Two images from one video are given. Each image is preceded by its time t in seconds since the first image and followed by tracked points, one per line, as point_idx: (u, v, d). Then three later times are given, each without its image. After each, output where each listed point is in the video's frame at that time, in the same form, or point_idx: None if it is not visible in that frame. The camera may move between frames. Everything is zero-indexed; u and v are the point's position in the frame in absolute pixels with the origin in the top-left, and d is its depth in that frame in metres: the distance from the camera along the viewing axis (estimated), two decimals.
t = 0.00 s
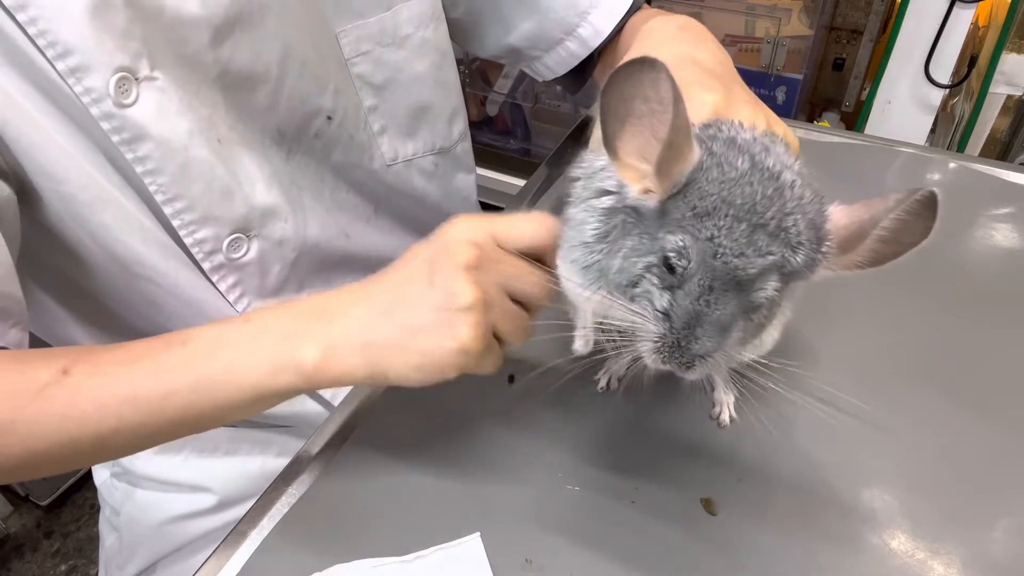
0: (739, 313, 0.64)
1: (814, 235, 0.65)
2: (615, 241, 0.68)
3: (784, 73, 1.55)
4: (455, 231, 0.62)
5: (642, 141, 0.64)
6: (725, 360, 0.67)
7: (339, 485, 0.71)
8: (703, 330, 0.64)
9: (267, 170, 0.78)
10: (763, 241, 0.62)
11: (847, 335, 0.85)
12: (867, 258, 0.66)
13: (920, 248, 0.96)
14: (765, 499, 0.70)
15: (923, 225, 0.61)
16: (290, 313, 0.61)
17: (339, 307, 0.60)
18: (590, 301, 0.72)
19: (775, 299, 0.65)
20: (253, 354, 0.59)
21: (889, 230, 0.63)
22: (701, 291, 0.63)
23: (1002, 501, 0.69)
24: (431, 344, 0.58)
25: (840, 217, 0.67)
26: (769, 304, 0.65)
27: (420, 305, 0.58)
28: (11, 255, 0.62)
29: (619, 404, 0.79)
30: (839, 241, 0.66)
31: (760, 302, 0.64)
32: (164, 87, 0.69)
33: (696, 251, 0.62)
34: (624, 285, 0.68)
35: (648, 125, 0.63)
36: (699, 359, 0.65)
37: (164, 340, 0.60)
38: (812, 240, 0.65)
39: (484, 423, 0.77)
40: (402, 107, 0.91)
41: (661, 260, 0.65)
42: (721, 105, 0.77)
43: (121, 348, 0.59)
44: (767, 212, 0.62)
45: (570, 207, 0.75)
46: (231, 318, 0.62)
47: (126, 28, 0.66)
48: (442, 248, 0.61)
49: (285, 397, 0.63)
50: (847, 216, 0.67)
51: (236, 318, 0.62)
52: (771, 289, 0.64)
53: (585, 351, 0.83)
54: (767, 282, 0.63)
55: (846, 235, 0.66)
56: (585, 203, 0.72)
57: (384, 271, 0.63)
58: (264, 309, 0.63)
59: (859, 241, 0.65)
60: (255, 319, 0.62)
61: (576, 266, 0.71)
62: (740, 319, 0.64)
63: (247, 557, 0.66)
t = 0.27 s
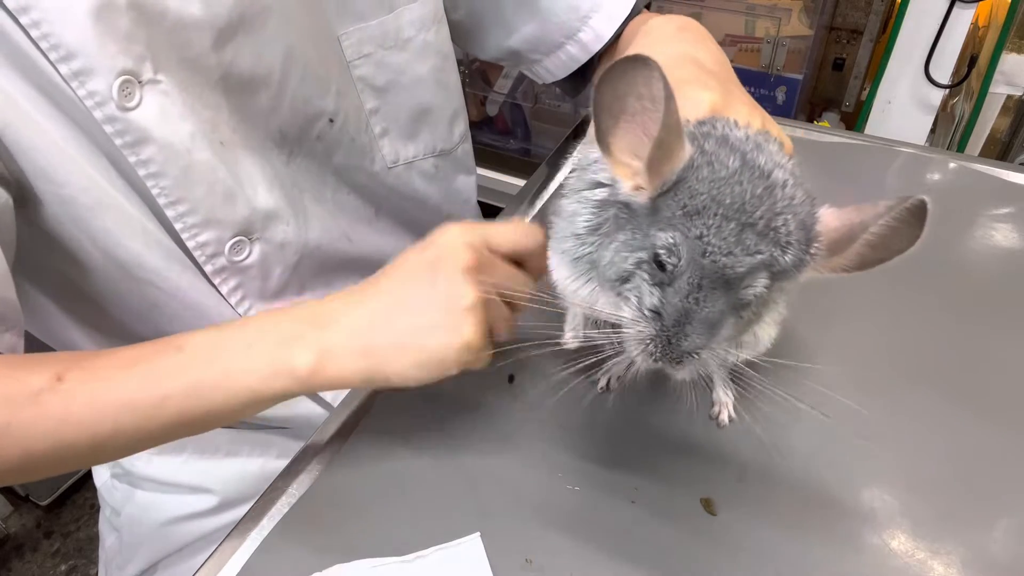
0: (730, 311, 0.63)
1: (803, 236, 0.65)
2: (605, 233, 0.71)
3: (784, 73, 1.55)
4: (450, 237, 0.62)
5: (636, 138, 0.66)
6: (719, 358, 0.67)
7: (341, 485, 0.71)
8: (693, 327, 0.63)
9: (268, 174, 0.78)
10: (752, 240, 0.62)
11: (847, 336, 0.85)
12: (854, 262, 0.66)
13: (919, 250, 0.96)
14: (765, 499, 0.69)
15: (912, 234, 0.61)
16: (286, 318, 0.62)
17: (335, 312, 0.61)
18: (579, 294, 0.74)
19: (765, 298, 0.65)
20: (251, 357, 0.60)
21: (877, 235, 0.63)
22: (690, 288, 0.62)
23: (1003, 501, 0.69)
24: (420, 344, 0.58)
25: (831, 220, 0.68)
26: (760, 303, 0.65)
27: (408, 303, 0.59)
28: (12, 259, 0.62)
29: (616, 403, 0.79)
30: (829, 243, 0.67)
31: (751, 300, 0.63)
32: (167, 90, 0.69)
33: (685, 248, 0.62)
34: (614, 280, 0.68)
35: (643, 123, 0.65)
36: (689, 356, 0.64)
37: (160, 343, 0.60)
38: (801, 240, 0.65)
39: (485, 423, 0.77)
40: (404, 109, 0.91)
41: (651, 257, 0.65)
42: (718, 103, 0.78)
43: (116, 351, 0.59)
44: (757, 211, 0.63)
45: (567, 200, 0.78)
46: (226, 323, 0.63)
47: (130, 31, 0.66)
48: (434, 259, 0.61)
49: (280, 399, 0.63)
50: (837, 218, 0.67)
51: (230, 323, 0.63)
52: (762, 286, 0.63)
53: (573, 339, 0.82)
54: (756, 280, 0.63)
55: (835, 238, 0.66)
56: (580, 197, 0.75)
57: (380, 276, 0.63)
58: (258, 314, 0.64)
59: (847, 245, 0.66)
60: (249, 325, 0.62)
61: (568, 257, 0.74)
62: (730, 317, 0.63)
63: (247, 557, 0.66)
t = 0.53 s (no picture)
0: (748, 307, 0.63)
1: (815, 229, 0.65)
2: (615, 232, 0.70)
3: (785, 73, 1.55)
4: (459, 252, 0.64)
5: (644, 141, 0.64)
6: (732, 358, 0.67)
7: (341, 486, 0.71)
8: (713, 326, 0.63)
9: (268, 174, 0.78)
10: (765, 235, 0.62)
11: (847, 336, 0.85)
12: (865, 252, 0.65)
13: (920, 249, 0.96)
14: (765, 499, 0.69)
15: (920, 216, 0.59)
16: (287, 320, 0.63)
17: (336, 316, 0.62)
18: (585, 292, 0.73)
19: (779, 292, 0.65)
20: (252, 359, 0.60)
21: (888, 221, 0.62)
22: (707, 287, 0.62)
23: (1003, 501, 0.69)
24: (420, 348, 0.60)
25: (841, 210, 0.66)
26: (774, 298, 0.65)
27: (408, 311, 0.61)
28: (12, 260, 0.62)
29: (617, 403, 0.79)
30: (840, 234, 0.66)
31: (767, 295, 0.63)
32: (166, 90, 0.68)
33: (700, 249, 0.62)
34: (628, 285, 0.68)
35: (650, 126, 0.63)
36: (710, 355, 0.64)
37: (160, 344, 0.60)
38: (812, 233, 0.64)
39: (485, 423, 0.77)
40: (404, 109, 0.91)
41: (664, 259, 0.64)
42: (726, 100, 0.77)
43: (117, 352, 0.59)
44: (768, 208, 0.62)
45: (574, 198, 0.77)
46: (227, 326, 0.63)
47: (128, 32, 0.66)
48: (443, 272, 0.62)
49: (279, 403, 0.63)
50: (847, 208, 0.66)
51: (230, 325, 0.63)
52: (776, 282, 0.63)
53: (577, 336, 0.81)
54: (772, 276, 0.63)
55: (846, 227, 0.65)
56: (587, 195, 0.74)
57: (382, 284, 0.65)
58: (258, 316, 0.64)
59: (858, 233, 0.65)
60: (250, 326, 0.62)
61: (574, 253, 0.73)
62: (748, 313, 0.63)
63: (248, 556, 0.66)
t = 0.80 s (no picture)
0: (747, 311, 0.63)
1: (823, 234, 0.65)
2: (620, 221, 0.70)
3: (785, 73, 1.56)
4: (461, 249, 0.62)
5: (661, 132, 0.63)
6: (730, 356, 0.67)
7: (341, 486, 0.71)
8: (713, 323, 0.63)
9: (268, 172, 0.78)
10: (777, 239, 0.62)
11: (847, 335, 0.85)
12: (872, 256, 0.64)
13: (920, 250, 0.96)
14: (765, 498, 0.69)
15: (931, 221, 0.60)
16: (289, 328, 0.62)
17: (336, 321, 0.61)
18: (580, 280, 0.72)
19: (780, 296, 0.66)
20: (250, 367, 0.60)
21: (896, 228, 0.62)
22: (712, 284, 0.63)
23: (1002, 501, 0.69)
24: (420, 348, 0.58)
25: (851, 215, 0.66)
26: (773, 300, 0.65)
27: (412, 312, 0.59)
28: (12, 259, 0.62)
29: (616, 400, 0.79)
30: (848, 240, 0.65)
31: (768, 297, 0.64)
32: (164, 89, 0.68)
33: (711, 243, 0.62)
34: (630, 272, 0.68)
35: (672, 119, 0.61)
36: (706, 350, 0.65)
37: (158, 353, 0.60)
38: (820, 239, 0.64)
39: (484, 424, 0.77)
40: (404, 108, 0.91)
41: (673, 251, 0.65)
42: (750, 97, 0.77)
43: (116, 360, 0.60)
44: (783, 210, 0.62)
45: (579, 178, 0.76)
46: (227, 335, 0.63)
47: (127, 30, 0.66)
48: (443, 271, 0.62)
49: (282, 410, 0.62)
50: (856, 212, 0.66)
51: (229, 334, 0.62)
52: (779, 284, 0.63)
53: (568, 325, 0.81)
54: (777, 280, 0.63)
55: (854, 232, 0.65)
56: (594, 178, 0.73)
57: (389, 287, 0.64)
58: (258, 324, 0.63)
59: (865, 238, 0.64)
60: (250, 333, 0.62)
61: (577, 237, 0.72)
62: (747, 317, 0.64)
63: (248, 557, 0.66)
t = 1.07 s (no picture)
0: (751, 311, 0.63)
1: (826, 239, 0.64)
2: (624, 212, 0.68)
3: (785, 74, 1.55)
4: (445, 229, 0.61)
5: (678, 132, 0.62)
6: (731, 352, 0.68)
7: (341, 486, 0.71)
8: (718, 321, 0.63)
9: (269, 170, 0.78)
10: (784, 242, 0.62)
11: (847, 335, 0.85)
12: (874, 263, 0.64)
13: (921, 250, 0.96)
14: (766, 497, 0.70)
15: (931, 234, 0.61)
16: (279, 310, 0.61)
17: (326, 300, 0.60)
18: (583, 267, 0.70)
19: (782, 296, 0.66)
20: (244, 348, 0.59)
21: (896, 237, 0.63)
22: (719, 283, 0.62)
23: (1002, 501, 0.69)
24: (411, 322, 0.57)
25: (853, 222, 0.66)
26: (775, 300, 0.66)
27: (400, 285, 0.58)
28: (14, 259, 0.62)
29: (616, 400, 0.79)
30: (849, 246, 0.65)
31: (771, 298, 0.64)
32: (165, 88, 0.68)
33: (720, 243, 0.62)
34: (636, 267, 0.67)
35: (689, 118, 0.60)
36: (709, 347, 0.65)
37: (152, 341, 0.60)
38: (825, 245, 0.64)
39: (484, 424, 0.77)
40: (404, 106, 0.91)
41: (679, 248, 0.64)
42: (761, 97, 0.77)
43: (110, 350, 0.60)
44: (791, 215, 0.62)
45: (583, 165, 0.74)
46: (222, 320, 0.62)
47: (127, 29, 0.66)
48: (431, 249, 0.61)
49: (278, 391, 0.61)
50: (858, 220, 0.66)
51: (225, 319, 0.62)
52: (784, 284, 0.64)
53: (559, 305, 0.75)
54: (781, 281, 0.63)
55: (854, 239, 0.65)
56: (601, 167, 0.71)
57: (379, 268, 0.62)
58: (251, 308, 0.63)
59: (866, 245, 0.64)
60: (244, 317, 0.61)
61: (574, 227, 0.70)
62: (751, 317, 0.64)
63: (247, 557, 0.66)
